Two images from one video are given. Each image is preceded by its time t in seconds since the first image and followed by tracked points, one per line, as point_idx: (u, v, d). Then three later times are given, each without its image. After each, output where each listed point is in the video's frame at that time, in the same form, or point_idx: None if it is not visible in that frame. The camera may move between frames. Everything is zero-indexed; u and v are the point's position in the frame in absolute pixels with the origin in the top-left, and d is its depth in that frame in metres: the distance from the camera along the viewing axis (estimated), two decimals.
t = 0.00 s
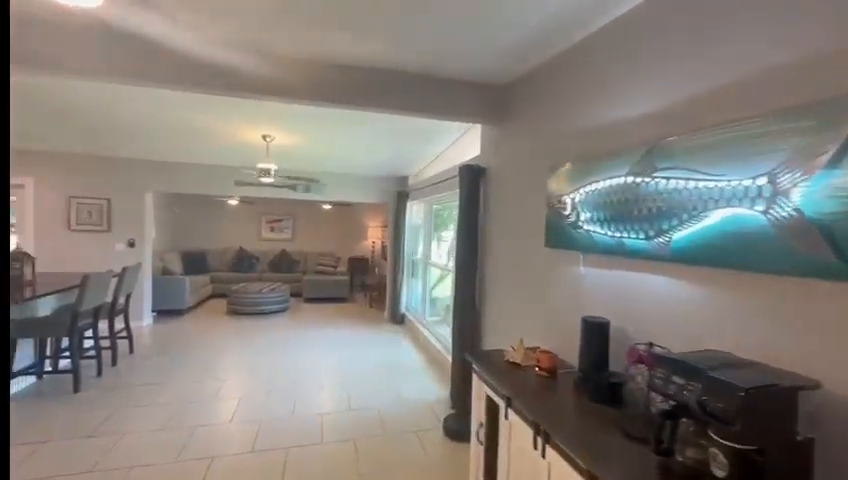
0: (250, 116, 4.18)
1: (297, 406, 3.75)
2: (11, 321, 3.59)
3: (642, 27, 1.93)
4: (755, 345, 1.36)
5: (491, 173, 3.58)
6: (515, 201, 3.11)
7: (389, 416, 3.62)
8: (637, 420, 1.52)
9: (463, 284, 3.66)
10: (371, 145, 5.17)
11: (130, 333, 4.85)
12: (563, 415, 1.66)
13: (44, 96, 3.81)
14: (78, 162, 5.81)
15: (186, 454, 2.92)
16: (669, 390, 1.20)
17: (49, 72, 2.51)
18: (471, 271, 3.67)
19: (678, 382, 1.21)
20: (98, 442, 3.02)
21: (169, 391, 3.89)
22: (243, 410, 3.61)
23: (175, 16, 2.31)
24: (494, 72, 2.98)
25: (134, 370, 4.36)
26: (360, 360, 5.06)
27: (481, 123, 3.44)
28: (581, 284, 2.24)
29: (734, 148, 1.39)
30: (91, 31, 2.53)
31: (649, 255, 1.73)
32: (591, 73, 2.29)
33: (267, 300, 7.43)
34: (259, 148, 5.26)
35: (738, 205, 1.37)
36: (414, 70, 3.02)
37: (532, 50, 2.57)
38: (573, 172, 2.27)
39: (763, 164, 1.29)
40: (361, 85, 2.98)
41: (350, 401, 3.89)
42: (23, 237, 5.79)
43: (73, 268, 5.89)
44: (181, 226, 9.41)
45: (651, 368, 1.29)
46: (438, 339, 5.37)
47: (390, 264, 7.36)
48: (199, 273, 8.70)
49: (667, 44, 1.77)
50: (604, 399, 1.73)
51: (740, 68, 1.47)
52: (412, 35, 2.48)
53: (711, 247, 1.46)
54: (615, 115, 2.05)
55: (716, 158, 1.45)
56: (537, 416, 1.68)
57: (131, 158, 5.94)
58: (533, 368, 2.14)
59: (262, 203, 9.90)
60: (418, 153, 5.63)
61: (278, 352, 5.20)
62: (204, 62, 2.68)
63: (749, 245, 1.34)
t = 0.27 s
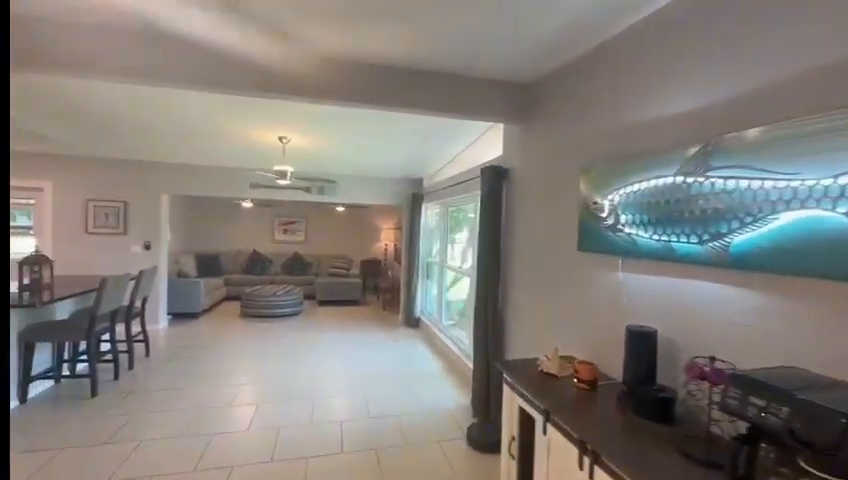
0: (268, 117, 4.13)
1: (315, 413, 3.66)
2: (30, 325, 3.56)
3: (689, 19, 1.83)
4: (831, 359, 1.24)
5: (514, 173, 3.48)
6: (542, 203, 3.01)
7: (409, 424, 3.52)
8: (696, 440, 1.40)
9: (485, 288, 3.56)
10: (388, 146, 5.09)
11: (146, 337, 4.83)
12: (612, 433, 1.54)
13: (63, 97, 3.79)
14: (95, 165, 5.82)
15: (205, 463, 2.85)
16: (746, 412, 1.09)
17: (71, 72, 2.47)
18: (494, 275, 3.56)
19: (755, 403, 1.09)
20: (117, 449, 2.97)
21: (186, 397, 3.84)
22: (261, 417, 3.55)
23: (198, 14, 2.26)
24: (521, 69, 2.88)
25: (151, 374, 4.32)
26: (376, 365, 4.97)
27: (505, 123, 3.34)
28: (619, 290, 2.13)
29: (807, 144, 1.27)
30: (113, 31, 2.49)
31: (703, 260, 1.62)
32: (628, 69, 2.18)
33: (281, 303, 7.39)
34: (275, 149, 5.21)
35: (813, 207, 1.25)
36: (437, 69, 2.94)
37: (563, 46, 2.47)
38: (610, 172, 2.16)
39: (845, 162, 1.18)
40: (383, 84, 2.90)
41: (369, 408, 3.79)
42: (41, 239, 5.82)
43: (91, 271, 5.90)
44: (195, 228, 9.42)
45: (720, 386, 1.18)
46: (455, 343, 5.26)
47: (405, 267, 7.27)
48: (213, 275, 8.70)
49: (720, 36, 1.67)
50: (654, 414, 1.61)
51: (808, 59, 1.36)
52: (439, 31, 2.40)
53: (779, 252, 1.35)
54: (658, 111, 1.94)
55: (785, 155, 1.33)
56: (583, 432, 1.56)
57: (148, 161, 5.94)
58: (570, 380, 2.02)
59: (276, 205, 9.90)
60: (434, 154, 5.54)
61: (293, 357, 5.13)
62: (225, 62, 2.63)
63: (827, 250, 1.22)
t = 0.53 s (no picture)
0: (285, 118, 4.08)
1: (333, 420, 3.58)
2: (50, 329, 3.56)
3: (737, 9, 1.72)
4: None
5: (538, 173, 3.37)
6: (569, 205, 2.89)
7: (430, 433, 3.42)
8: (764, 464, 1.28)
9: (508, 292, 3.45)
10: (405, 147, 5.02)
11: (163, 340, 4.81)
12: (664, 452, 1.43)
13: (83, 98, 3.80)
14: (114, 168, 5.86)
15: (224, 471, 2.79)
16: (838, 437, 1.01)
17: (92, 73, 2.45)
18: (517, 279, 3.45)
19: None
20: (135, 455, 2.93)
21: (204, 402, 3.80)
22: (280, 423, 3.48)
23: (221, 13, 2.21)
24: (547, 67, 2.79)
25: (168, 378, 4.29)
26: (394, 370, 4.89)
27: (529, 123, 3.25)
28: (660, 296, 2.01)
29: None
30: (134, 32, 2.46)
31: (762, 265, 1.50)
32: (666, 64, 2.08)
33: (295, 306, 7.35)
34: (291, 151, 5.17)
35: None
36: (459, 68, 2.86)
37: (595, 41, 2.37)
38: (649, 172, 2.05)
39: None
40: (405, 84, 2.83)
41: (388, 415, 3.70)
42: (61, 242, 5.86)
43: (108, 273, 5.92)
44: (209, 231, 9.46)
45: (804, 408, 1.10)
46: (473, 348, 5.15)
47: (419, 270, 7.19)
48: (228, 278, 8.72)
49: (774, 26, 1.56)
50: (709, 433, 1.50)
51: None
52: (466, 28, 2.32)
53: None
54: (702, 108, 1.83)
55: None
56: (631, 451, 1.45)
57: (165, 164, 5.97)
58: (610, 392, 1.89)
59: (289, 208, 9.90)
60: (451, 154, 5.45)
61: (309, 361, 5.07)
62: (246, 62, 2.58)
63: None
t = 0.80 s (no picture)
0: (298, 116, 4.01)
1: (347, 428, 3.48)
2: (61, 331, 3.52)
3: None
4: None
5: (559, 172, 3.23)
6: (595, 205, 2.75)
7: (447, 442, 3.30)
8: None
9: (528, 296, 3.32)
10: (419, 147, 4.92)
11: (175, 343, 4.76)
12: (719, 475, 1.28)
13: (96, 96, 3.77)
14: (127, 170, 5.85)
15: None
16: None
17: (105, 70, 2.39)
18: (538, 283, 3.32)
19: None
20: (146, 462, 2.85)
21: (216, 407, 3.72)
22: (292, 430, 3.39)
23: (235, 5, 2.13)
24: (572, 61, 2.67)
25: (179, 381, 4.23)
26: (408, 375, 4.77)
27: (550, 120, 3.12)
28: (702, 303, 1.87)
29: None
30: (147, 27, 2.39)
31: (830, 269, 1.36)
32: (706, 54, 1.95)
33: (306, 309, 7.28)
34: (303, 151, 5.10)
35: None
36: (479, 62, 2.75)
37: (625, 32, 2.25)
38: (689, 169, 1.91)
39: None
40: (424, 80, 2.73)
41: (404, 423, 3.59)
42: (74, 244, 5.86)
43: (121, 275, 5.91)
44: (221, 232, 9.47)
45: None
46: (488, 353, 5.02)
47: (432, 273, 7.07)
48: (239, 279, 8.70)
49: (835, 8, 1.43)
50: (771, 455, 1.34)
51: None
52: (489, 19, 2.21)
53: None
54: (750, 99, 1.70)
55: None
56: (684, 474, 1.30)
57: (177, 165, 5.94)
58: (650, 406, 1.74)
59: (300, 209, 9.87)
60: (466, 154, 5.32)
61: (321, 366, 4.98)
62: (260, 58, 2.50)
63: None
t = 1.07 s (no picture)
0: (304, 114, 3.88)
1: (354, 439, 3.33)
2: (60, 336, 3.40)
3: None
4: None
5: (578, 171, 3.07)
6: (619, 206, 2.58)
7: (460, 455, 3.14)
8: None
9: (545, 303, 3.16)
10: (428, 146, 4.78)
11: (177, 347, 4.65)
12: None
13: (97, 94, 3.67)
14: (131, 170, 5.77)
15: None
16: None
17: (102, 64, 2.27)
18: (554, 289, 3.15)
19: None
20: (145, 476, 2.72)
21: (219, 416, 3.59)
22: (298, 441, 3.25)
23: None
24: (593, 53, 2.51)
25: (181, 388, 4.11)
26: (416, 383, 4.62)
27: (569, 117, 2.96)
28: (748, 314, 1.70)
29: None
30: (146, 18, 2.27)
31: None
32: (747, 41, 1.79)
33: (311, 312, 7.12)
34: (309, 151, 4.97)
35: None
36: (495, 54, 2.60)
37: (655, 20, 2.09)
38: (731, 167, 1.75)
39: None
40: (437, 74, 2.58)
41: (414, 434, 3.43)
42: (77, 246, 5.77)
43: (124, 277, 5.82)
44: (226, 234, 9.38)
45: None
46: (499, 359, 4.86)
47: (439, 276, 6.92)
48: (244, 282, 8.60)
49: None
50: None
51: None
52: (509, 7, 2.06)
53: None
54: (803, 89, 1.54)
55: None
56: None
57: (181, 165, 5.84)
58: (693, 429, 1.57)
59: (306, 211, 9.76)
60: (476, 154, 5.17)
61: (327, 371, 4.84)
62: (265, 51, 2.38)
63: None
